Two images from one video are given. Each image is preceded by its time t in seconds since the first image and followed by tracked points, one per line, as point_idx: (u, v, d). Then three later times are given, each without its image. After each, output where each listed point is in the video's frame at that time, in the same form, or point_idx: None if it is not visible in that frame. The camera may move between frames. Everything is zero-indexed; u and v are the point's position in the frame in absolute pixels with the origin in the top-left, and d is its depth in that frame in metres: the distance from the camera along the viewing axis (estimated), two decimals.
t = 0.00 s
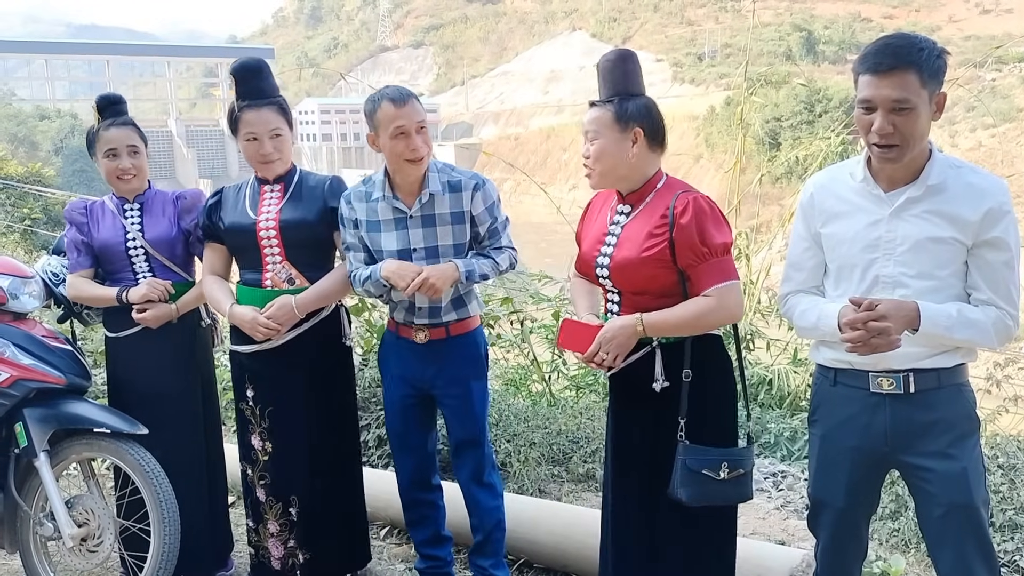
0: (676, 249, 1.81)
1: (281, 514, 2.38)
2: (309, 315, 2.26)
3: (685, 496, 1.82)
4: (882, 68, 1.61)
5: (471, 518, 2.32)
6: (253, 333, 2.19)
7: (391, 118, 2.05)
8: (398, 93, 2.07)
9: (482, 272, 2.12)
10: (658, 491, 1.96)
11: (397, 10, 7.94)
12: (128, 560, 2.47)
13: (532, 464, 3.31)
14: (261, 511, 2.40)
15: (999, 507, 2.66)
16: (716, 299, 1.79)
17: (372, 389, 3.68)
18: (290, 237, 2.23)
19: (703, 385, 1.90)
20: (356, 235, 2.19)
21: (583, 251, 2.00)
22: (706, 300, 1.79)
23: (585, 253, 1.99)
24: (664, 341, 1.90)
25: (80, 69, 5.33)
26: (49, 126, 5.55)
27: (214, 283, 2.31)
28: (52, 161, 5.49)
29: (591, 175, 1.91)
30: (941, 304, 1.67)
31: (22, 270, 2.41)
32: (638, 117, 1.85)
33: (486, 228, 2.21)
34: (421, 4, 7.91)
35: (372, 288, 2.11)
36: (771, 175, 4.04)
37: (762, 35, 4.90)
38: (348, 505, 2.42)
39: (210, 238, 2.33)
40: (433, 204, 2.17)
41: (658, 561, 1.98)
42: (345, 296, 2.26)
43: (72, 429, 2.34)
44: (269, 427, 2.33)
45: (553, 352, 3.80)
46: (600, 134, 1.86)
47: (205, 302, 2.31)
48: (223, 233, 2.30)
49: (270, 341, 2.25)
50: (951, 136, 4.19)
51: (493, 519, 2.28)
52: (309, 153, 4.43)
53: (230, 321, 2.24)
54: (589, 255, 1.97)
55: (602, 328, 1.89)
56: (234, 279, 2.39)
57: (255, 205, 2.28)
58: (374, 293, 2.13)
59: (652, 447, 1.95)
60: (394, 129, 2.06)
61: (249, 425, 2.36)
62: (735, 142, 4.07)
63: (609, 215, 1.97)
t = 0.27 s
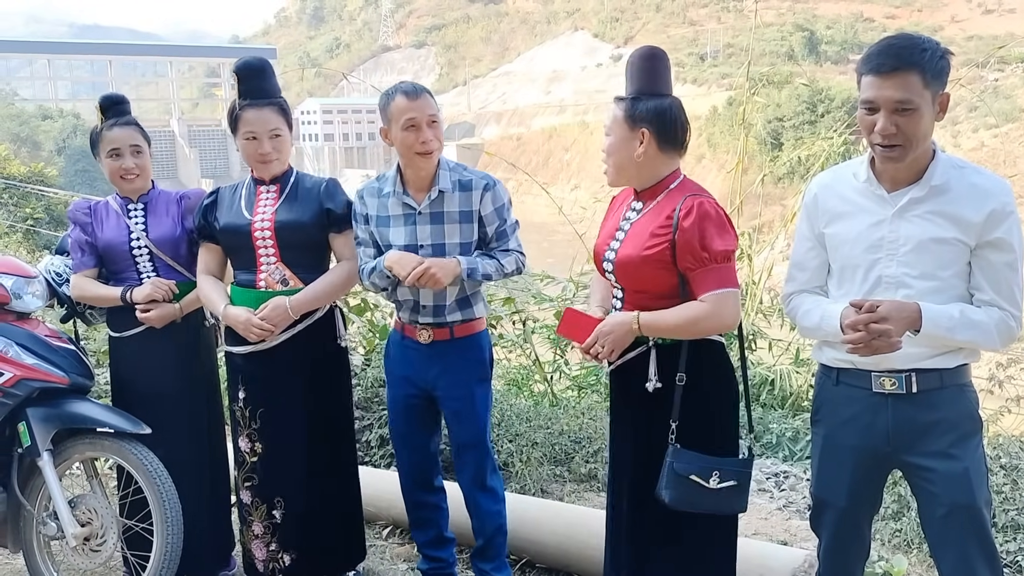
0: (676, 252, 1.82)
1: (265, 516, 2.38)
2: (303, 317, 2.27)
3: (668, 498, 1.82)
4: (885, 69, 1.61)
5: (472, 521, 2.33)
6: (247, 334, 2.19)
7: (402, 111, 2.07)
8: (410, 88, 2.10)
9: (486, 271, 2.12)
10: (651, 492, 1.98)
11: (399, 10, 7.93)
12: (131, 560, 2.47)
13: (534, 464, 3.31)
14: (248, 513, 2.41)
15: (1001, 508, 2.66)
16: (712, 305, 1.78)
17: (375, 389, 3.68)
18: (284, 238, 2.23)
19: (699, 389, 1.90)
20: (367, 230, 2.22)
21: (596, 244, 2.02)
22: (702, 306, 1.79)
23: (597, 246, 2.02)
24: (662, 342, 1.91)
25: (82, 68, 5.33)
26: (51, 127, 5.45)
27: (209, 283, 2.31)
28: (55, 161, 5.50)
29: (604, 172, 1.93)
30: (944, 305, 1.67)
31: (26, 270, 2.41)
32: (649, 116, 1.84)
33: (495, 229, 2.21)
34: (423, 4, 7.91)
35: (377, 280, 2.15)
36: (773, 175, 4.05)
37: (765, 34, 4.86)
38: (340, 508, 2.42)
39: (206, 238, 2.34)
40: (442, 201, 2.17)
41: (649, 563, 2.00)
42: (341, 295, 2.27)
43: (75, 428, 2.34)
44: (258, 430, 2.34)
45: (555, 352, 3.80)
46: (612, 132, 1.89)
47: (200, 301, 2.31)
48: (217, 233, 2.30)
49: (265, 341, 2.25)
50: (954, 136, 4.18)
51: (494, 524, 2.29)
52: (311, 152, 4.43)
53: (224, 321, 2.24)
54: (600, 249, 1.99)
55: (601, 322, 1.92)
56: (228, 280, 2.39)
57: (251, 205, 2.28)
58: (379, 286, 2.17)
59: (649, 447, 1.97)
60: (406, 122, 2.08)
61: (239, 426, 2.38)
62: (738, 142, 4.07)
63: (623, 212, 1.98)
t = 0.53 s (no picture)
0: (672, 252, 1.82)
1: (264, 515, 2.37)
2: (302, 314, 2.27)
3: (662, 499, 1.82)
4: (886, 68, 1.61)
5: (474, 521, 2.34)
6: (244, 331, 2.19)
7: (416, 103, 2.10)
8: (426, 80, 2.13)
9: (492, 270, 2.12)
10: (644, 491, 1.98)
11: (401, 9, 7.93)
12: (132, 558, 2.47)
13: (535, 463, 3.31)
14: (247, 513, 2.40)
15: (1002, 507, 2.66)
16: (701, 308, 1.77)
17: (376, 387, 3.68)
18: (283, 235, 2.23)
19: (694, 391, 1.90)
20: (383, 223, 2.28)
21: (606, 236, 2.04)
22: (692, 307, 1.78)
23: (607, 239, 2.03)
24: (655, 341, 1.91)
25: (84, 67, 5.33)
26: (53, 125, 5.43)
27: (206, 281, 2.31)
28: (57, 160, 5.49)
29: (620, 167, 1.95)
30: (946, 305, 1.67)
31: (27, 268, 2.41)
32: (661, 115, 1.84)
33: (505, 229, 2.21)
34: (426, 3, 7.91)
35: (384, 273, 2.24)
36: (775, 174, 4.09)
37: (766, 34, 4.78)
38: (332, 508, 2.41)
39: (204, 237, 2.34)
40: (453, 197, 2.19)
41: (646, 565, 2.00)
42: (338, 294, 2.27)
43: (76, 426, 2.34)
44: (258, 429, 2.32)
45: (556, 351, 3.80)
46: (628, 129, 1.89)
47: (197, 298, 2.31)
48: (215, 231, 2.29)
49: (264, 339, 2.25)
50: (956, 136, 4.18)
51: (494, 527, 2.29)
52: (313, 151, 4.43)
53: (221, 320, 2.24)
54: (608, 243, 2.00)
55: (599, 312, 1.93)
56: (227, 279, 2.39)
57: (249, 203, 2.28)
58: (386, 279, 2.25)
59: (643, 446, 1.97)
60: (421, 112, 2.10)
61: (239, 424, 2.36)
62: (739, 141, 4.07)
63: (634, 208, 1.99)
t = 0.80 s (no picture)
0: (673, 252, 1.81)
1: (276, 511, 2.37)
2: (304, 312, 2.27)
3: (657, 498, 1.83)
4: (890, 66, 1.60)
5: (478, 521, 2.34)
6: (245, 328, 2.18)
7: (432, 100, 2.10)
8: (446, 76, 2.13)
9: (495, 274, 2.10)
10: (645, 492, 1.97)
11: (403, 8, 7.91)
12: (134, 556, 2.48)
13: (538, 462, 3.31)
14: (257, 509, 2.39)
15: (1005, 507, 2.66)
16: (698, 310, 1.76)
17: (378, 386, 3.68)
18: (285, 234, 2.23)
19: (693, 392, 1.90)
20: (400, 219, 2.31)
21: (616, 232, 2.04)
22: (688, 309, 1.77)
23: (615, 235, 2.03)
24: (652, 340, 1.91)
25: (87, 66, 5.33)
26: (55, 125, 5.49)
27: (206, 279, 2.30)
28: (60, 159, 5.50)
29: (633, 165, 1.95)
30: (949, 304, 1.66)
31: (29, 267, 2.41)
32: (674, 114, 1.83)
33: (513, 233, 2.18)
34: (428, 2, 7.89)
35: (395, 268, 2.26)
36: (777, 173, 4.10)
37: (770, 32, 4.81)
38: (329, 509, 2.41)
39: (204, 236, 2.33)
40: (464, 197, 2.18)
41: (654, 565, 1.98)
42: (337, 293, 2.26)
43: (79, 425, 2.34)
44: (267, 426, 2.31)
45: (558, 350, 3.80)
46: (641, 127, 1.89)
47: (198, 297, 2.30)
48: (216, 230, 2.29)
49: (265, 338, 2.24)
50: (959, 135, 4.17)
51: (498, 528, 2.29)
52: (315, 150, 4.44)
53: (223, 318, 2.23)
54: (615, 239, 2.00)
55: (600, 308, 1.94)
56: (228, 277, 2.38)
57: (251, 202, 2.28)
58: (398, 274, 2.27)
59: (641, 447, 1.96)
60: (437, 109, 2.10)
61: (245, 423, 2.34)
62: (742, 140, 4.07)
63: (644, 206, 1.98)
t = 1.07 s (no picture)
0: (681, 256, 1.81)
1: (285, 509, 2.37)
2: (311, 310, 2.27)
3: (655, 500, 1.84)
4: (893, 67, 1.60)
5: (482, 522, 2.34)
6: (254, 327, 2.19)
7: (444, 102, 2.10)
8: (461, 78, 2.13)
9: (496, 280, 2.09)
10: (646, 492, 1.97)
11: (405, 8, 7.90)
12: (136, 557, 2.48)
13: (540, 462, 3.31)
14: (263, 509, 2.39)
15: (1008, 507, 2.65)
16: (703, 316, 1.77)
17: (380, 387, 3.69)
18: (291, 234, 2.24)
19: (695, 396, 1.89)
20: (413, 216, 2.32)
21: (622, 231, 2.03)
22: (694, 314, 1.78)
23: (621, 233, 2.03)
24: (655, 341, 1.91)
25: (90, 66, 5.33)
26: (59, 125, 5.53)
27: (210, 282, 2.28)
28: (62, 159, 5.49)
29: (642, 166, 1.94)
30: (951, 304, 1.66)
31: (32, 267, 2.42)
32: (686, 114, 1.82)
33: (519, 238, 2.15)
34: (430, 3, 7.89)
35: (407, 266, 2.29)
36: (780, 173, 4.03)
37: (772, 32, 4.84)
38: (331, 510, 2.40)
39: (205, 236, 2.32)
40: (473, 199, 2.18)
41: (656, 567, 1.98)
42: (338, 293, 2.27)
43: (81, 424, 2.34)
44: (274, 426, 2.32)
45: (560, 351, 3.80)
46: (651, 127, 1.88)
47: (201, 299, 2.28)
48: (219, 228, 2.28)
49: (274, 337, 2.25)
50: (962, 135, 4.16)
51: (503, 530, 2.29)
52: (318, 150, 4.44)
53: (231, 318, 2.22)
54: (621, 238, 2.00)
55: (607, 306, 1.94)
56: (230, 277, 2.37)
57: (254, 201, 2.27)
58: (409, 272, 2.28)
59: (644, 448, 1.96)
60: (451, 111, 2.10)
61: (250, 423, 2.34)
62: (745, 140, 4.07)
63: (651, 206, 1.98)
